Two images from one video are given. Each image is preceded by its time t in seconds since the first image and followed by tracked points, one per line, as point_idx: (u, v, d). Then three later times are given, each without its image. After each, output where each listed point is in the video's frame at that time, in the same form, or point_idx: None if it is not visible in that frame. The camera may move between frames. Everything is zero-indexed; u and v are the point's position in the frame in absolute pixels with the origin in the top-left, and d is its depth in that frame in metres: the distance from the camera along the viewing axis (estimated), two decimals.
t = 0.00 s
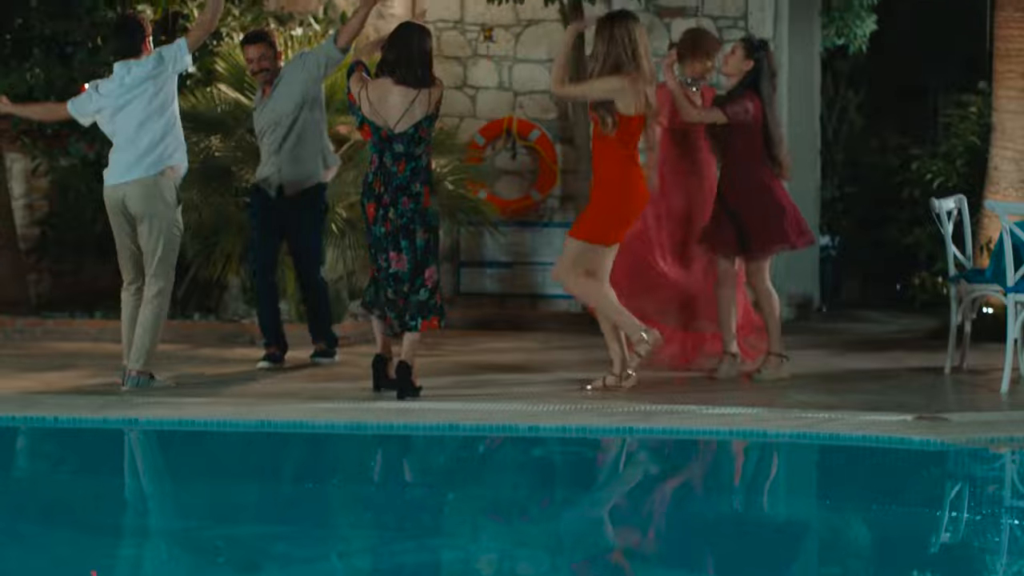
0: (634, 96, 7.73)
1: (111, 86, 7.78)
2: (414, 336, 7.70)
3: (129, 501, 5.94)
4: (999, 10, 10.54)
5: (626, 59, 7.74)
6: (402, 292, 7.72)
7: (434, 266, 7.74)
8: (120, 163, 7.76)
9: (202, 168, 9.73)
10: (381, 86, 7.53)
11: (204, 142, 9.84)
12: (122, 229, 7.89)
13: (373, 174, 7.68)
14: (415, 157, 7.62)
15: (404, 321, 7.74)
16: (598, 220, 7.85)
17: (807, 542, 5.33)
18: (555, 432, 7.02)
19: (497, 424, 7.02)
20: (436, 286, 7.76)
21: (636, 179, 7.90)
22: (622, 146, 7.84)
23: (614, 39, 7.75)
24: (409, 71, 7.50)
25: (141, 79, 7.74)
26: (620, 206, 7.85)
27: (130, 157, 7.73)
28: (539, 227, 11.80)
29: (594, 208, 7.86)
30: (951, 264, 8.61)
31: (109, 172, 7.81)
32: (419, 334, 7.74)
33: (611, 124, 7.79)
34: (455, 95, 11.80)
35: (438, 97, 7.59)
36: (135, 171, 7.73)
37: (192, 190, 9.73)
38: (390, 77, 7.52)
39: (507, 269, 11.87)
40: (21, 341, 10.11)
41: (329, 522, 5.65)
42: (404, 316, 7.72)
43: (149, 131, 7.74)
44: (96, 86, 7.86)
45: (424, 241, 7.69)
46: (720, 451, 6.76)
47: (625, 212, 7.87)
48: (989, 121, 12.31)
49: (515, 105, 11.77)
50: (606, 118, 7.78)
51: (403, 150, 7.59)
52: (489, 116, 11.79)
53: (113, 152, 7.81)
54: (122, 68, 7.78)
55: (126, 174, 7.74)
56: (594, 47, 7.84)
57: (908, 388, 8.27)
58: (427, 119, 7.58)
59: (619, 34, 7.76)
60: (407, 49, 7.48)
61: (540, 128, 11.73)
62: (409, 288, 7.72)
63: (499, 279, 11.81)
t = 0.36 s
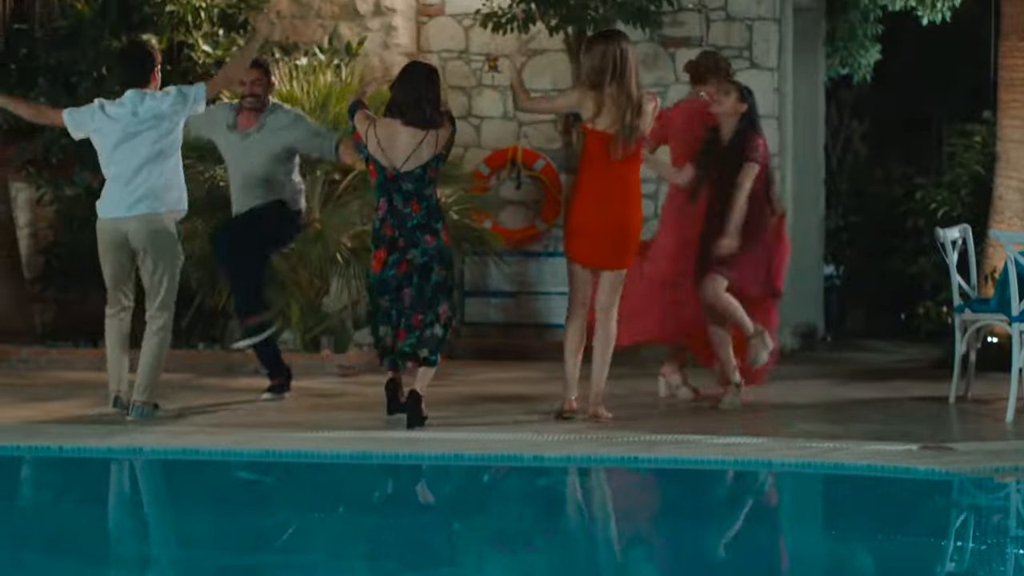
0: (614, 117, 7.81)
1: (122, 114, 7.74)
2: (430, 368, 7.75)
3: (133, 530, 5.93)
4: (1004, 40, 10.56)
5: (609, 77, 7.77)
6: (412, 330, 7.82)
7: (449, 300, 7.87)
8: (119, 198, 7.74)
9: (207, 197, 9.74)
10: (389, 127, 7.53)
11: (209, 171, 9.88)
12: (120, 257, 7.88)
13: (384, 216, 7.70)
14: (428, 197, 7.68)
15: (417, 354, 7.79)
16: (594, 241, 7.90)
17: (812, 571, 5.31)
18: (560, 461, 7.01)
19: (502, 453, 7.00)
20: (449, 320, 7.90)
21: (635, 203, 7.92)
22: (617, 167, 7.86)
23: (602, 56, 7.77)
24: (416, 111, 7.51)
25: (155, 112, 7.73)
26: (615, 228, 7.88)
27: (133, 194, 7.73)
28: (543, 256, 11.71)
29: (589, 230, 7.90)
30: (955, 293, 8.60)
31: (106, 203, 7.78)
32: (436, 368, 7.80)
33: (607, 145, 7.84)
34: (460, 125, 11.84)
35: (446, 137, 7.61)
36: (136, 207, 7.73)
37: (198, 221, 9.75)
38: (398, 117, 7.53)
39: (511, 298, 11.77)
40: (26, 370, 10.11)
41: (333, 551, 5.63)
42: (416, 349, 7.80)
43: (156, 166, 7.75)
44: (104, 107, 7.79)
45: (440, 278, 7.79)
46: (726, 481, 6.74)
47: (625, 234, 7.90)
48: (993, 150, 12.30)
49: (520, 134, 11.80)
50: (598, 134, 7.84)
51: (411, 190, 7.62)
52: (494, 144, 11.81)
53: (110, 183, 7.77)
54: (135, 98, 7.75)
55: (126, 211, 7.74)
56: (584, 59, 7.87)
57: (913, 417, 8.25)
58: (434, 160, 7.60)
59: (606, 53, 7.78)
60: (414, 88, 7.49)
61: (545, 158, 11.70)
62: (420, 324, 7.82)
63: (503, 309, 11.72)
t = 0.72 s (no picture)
0: (600, 156, 7.91)
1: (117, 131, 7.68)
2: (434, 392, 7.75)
3: (133, 556, 5.92)
4: (1005, 66, 10.58)
5: (595, 119, 7.89)
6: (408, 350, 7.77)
7: (445, 323, 7.81)
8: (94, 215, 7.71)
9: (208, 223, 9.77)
10: (399, 145, 7.61)
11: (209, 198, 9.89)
12: (94, 285, 7.82)
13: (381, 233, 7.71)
14: (425, 216, 7.69)
15: (420, 377, 7.76)
16: (599, 282, 7.94)
17: None
18: (561, 487, 7.00)
19: (504, 479, 7.00)
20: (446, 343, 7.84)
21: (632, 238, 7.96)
22: (611, 207, 7.94)
23: (588, 99, 7.90)
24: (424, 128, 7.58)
25: (151, 139, 7.70)
26: (617, 266, 7.91)
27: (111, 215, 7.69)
28: (545, 283, 11.70)
29: (593, 270, 7.95)
30: (957, 318, 8.59)
31: (79, 215, 7.73)
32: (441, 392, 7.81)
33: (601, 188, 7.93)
34: (463, 152, 11.87)
35: (451, 156, 7.68)
36: (114, 228, 7.70)
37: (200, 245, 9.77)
38: (408, 136, 7.60)
39: (514, 324, 11.77)
40: (28, 396, 10.11)
41: None
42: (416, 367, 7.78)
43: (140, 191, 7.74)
44: (105, 117, 7.69)
45: (434, 300, 7.74)
46: (728, 507, 6.73)
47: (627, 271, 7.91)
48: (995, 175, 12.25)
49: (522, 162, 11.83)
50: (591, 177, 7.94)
51: (417, 208, 7.66)
52: (495, 171, 11.84)
53: (89, 198, 7.71)
54: (137, 121, 7.70)
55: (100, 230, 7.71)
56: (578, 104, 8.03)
57: (915, 443, 8.24)
58: (440, 180, 7.68)
59: (590, 96, 7.90)
60: (423, 107, 7.58)
61: (546, 183, 11.68)
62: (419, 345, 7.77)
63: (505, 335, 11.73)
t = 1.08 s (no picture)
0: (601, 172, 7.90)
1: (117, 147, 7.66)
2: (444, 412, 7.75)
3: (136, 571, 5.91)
4: (1006, 81, 10.59)
5: (596, 136, 7.92)
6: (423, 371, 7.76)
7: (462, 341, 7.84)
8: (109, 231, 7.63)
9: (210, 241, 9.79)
10: (407, 166, 7.59)
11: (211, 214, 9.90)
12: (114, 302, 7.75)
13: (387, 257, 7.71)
14: (437, 238, 7.72)
15: (431, 399, 7.76)
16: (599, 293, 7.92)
17: None
18: (563, 502, 6.98)
19: (506, 494, 6.99)
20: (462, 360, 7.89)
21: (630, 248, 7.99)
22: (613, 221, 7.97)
23: (590, 115, 7.93)
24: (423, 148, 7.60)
25: (150, 146, 7.66)
26: (620, 277, 7.92)
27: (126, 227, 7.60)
28: (546, 298, 11.71)
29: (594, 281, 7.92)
30: (959, 333, 8.59)
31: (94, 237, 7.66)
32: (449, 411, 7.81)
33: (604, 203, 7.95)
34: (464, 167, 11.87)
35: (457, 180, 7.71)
36: (128, 243, 7.61)
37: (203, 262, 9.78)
38: (416, 158, 7.59)
39: (514, 339, 11.78)
40: (29, 412, 10.11)
41: None
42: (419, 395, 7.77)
43: (150, 201, 7.65)
44: (101, 139, 7.71)
45: (455, 318, 7.79)
46: (730, 521, 6.72)
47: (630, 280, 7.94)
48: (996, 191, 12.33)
49: (522, 176, 11.79)
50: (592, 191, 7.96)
51: (420, 233, 7.65)
52: (496, 187, 11.83)
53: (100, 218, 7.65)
54: (132, 134, 7.69)
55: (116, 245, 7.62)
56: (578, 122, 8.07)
57: (917, 458, 8.22)
58: (447, 205, 7.69)
59: (593, 112, 7.94)
60: (429, 130, 7.57)
61: (547, 198, 11.62)
62: (438, 365, 7.78)
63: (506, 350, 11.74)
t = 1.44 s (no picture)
0: (596, 165, 7.94)
1: (136, 160, 7.70)
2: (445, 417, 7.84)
3: None
4: (999, 87, 10.61)
5: (592, 129, 7.97)
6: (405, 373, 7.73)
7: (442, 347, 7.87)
8: (145, 241, 7.71)
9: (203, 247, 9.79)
10: (405, 168, 7.63)
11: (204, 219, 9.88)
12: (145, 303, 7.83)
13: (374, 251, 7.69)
14: (428, 239, 7.74)
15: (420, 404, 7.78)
16: (589, 286, 7.98)
17: None
18: (558, 508, 6.95)
19: (501, 500, 6.96)
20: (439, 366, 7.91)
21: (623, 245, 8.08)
22: (611, 215, 8.01)
23: (587, 108, 7.98)
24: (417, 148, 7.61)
25: (167, 153, 7.70)
26: (612, 274, 8.01)
27: (162, 235, 7.70)
28: (539, 303, 11.70)
29: (585, 276, 7.99)
30: (953, 339, 8.58)
31: (132, 249, 7.75)
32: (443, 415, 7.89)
33: (604, 197, 7.99)
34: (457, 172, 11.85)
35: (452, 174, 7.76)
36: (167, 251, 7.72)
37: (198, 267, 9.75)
38: (411, 156, 7.62)
39: (508, 344, 11.77)
40: (22, 417, 10.09)
41: None
42: (409, 391, 7.78)
43: (179, 208, 7.75)
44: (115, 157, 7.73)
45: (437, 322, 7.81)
46: (724, 527, 6.71)
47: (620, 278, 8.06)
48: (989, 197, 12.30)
49: (516, 181, 11.77)
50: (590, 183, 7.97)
51: (422, 231, 7.68)
52: (489, 193, 11.81)
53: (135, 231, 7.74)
54: (145, 145, 7.73)
55: (151, 254, 7.70)
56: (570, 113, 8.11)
57: (912, 464, 8.22)
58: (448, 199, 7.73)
59: (592, 105, 7.98)
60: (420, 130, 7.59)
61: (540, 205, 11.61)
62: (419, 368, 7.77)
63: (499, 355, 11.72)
